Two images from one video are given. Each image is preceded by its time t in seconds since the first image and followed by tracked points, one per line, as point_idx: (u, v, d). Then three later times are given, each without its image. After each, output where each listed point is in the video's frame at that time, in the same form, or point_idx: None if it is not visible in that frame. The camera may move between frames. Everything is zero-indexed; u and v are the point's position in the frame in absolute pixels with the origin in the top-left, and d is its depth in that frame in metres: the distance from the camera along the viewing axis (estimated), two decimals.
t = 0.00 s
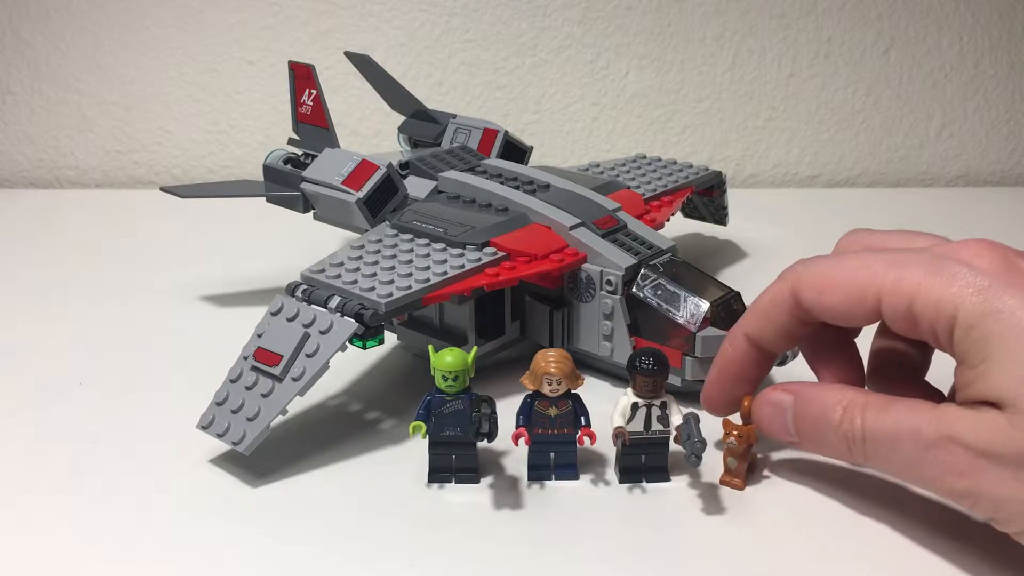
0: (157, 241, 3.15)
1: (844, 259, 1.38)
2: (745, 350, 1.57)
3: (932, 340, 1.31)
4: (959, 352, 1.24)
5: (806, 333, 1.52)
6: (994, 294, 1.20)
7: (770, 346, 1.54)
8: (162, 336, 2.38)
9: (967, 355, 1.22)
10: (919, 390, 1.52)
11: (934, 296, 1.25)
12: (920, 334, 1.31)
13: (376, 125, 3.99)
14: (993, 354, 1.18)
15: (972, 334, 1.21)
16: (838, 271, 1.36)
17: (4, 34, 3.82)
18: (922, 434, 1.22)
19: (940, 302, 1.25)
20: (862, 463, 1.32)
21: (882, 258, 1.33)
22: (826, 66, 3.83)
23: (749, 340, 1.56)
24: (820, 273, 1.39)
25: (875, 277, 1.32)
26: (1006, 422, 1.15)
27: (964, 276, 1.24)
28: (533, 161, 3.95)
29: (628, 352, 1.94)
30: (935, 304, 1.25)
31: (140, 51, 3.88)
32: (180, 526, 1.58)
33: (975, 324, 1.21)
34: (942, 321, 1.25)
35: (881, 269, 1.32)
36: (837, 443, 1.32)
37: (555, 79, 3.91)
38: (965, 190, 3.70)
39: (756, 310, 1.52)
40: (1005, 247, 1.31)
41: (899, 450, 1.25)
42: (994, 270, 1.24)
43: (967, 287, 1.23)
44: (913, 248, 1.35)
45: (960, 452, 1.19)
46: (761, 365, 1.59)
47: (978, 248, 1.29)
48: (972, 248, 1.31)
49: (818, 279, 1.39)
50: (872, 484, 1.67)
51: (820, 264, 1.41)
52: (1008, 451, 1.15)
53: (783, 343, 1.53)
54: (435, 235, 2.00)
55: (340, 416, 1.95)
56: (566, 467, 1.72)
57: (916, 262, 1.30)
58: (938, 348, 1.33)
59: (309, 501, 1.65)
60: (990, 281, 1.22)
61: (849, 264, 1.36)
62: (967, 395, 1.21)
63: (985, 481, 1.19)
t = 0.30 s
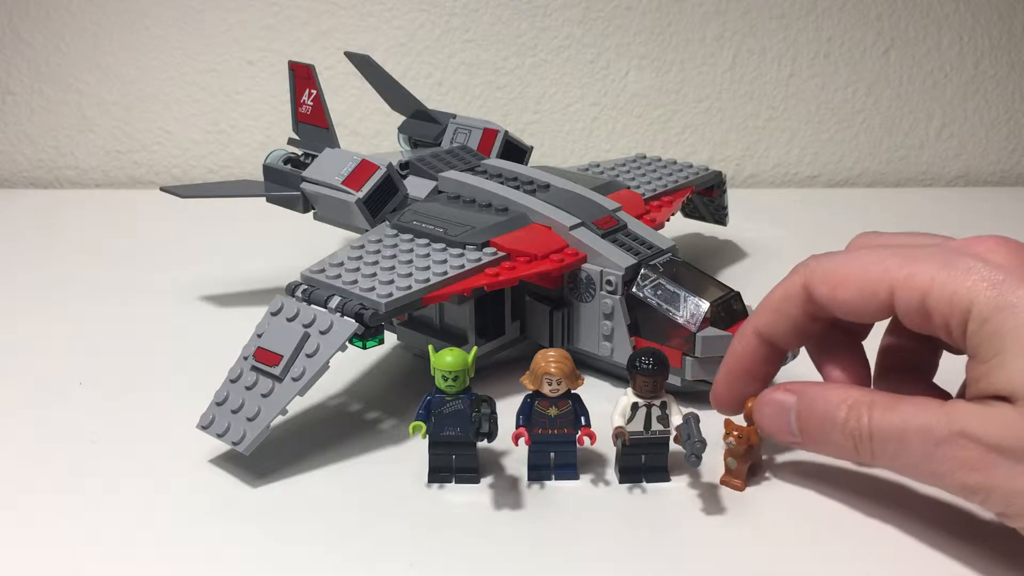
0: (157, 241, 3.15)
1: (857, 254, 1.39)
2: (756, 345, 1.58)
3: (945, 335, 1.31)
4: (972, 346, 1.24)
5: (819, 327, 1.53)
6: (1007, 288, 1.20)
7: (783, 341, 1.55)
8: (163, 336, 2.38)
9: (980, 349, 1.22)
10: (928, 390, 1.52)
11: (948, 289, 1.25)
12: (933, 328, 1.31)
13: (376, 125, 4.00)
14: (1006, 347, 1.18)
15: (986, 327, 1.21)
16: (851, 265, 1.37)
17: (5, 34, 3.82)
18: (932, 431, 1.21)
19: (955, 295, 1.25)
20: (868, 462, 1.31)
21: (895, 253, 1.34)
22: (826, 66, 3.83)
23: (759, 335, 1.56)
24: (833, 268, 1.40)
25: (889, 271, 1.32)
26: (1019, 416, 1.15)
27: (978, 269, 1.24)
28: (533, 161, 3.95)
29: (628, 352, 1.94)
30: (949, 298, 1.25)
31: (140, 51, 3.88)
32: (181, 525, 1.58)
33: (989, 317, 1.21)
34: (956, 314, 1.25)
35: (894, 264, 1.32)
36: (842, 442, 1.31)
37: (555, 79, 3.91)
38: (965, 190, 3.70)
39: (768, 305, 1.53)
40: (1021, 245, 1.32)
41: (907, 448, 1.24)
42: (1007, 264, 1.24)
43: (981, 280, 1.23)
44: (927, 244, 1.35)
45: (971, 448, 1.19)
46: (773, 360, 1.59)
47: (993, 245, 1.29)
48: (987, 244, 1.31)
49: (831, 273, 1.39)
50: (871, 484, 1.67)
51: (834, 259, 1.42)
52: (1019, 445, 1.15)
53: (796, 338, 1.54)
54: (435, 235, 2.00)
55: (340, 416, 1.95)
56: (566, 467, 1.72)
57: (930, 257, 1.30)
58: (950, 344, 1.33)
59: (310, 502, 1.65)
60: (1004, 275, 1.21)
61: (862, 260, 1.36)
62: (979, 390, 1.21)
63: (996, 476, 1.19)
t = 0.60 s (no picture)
0: (157, 241, 3.15)
1: (863, 251, 1.39)
2: (764, 346, 1.60)
3: (951, 334, 1.31)
4: (975, 344, 1.24)
5: (825, 327, 1.54)
6: (1012, 287, 1.20)
7: (791, 342, 1.57)
8: (162, 336, 2.38)
9: (983, 348, 1.22)
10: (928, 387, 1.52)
11: (953, 288, 1.26)
12: (939, 327, 1.32)
13: (376, 125, 4.00)
14: (1009, 344, 1.18)
15: (989, 325, 1.21)
16: (857, 264, 1.37)
17: (5, 34, 3.82)
18: (932, 429, 1.22)
19: (960, 294, 1.25)
20: (869, 460, 1.32)
21: (901, 251, 1.34)
22: (826, 66, 3.83)
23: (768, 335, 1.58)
24: (838, 265, 1.40)
25: (894, 270, 1.32)
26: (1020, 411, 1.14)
27: (984, 268, 1.24)
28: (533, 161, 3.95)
29: (628, 352, 1.94)
30: (954, 296, 1.25)
31: (140, 51, 3.88)
32: (181, 526, 1.58)
33: (993, 315, 1.20)
34: (960, 313, 1.25)
35: (899, 262, 1.32)
36: (844, 439, 1.32)
37: (555, 79, 3.91)
38: (965, 190, 3.70)
39: (776, 305, 1.54)
40: None
41: (908, 446, 1.25)
42: (1013, 263, 1.24)
43: (986, 279, 1.23)
44: (933, 243, 1.36)
45: (972, 445, 1.18)
46: (782, 361, 1.61)
47: (999, 245, 1.29)
48: (993, 243, 1.31)
49: (836, 271, 1.40)
50: (871, 484, 1.67)
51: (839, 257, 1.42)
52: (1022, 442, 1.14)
53: (802, 339, 1.56)
54: (435, 235, 2.00)
55: (340, 416, 1.95)
56: (566, 467, 1.72)
57: (935, 255, 1.30)
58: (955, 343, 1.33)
59: (310, 502, 1.64)
60: (1010, 274, 1.22)
61: (868, 258, 1.37)
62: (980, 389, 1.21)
63: (998, 474, 1.17)
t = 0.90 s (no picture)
0: (157, 241, 3.15)
1: (856, 253, 1.40)
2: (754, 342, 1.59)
3: (942, 337, 1.31)
4: (967, 346, 1.24)
5: (814, 327, 1.53)
6: (1004, 290, 1.20)
7: (779, 339, 1.56)
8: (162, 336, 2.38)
9: (975, 350, 1.22)
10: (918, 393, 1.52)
11: (945, 290, 1.26)
12: (930, 329, 1.32)
13: (376, 125, 4.00)
14: (1000, 346, 1.17)
15: (981, 327, 1.21)
16: (850, 265, 1.38)
17: (5, 34, 3.82)
18: (922, 435, 1.21)
19: (951, 295, 1.25)
20: (860, 468, 1.31)
21: (894, 253, 1.34)
22: (825, 66, 3.83)
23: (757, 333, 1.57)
24: (831, 266, 1.40)
25: (887, 272, 1.33)
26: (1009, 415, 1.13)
27: (976, 271, 1.25)
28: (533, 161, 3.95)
29: (628, 352, 1.94)
30: (946, 298, 1.26)
31: (140, 51, 3.88)
32: (181, 526, 1.58)
33: (985, 318, 1.21)
34: (952, 316, 1.26)
35: (892, 263, 1.33)
36: (833, 447, 1.31)
37: (555, 79, 3.91)
38: (966, 190, 3.70)
39: (768, 302, 1.54)
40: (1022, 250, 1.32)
41: (897, 452, 1.24)
42: (1006, 267, 1.24)
43: (978, 282, 1.23)
44: (926, 245, 1.36)
45: (963, 450, 1.18)
46: (770, 359, 1.60)
47: (993, 248, 1.29)
48: (986, 246, 1.32)
49: (830, 272, 1.40)
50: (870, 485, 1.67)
51: (833, 258, 1.43)
52: (1011, 446, 1.13)
53: (792, 338, 1.55)
54: (435, 235, 2.00)
55: (340, 416, 1.95)
56: (566, 467, 1.72)
57: (929, 257, 1.31)
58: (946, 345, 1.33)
59: (310, 501, 1.65)
60: (1002, 277, 1.22)
61: (861, 259, 1.37)
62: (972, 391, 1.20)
63: (989, 479, 1.17)
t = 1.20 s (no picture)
0: (157, 241, 3.15)
1: (851, 258, 1.39)
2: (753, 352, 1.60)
3: (939, 342, 1.31)
4: (964, 353, 1.24)
5: (812, 334, 1.54)
6: (1000, 295, 1.20)
7: (777, 347, 1.57)
8: (162, 336, 2.38)
9: (971, 356, 1.22)
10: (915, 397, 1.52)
11: (940, 295, 1.26)
12: (927, 334, 1.31)
13: (376, 125, 4.00)
14: (998, 352, 1.18)
15: (977, 333, 1.21)
16: (845, 270, 1.37)
17: (4, 34, 3.82)
18: (917, 439, 1.21)
19: (946, 301, 1.25)
20: (856, 472, 1.32)
21: (889, 258, 1.34)
22: (825, 66, 3.83)
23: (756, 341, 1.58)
24: (826, 272, 1.40)
25: (882, 277, 1.32)
26: (1006, 422, 1.14)
27: (971, 276, 1.24)
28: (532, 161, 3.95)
29: (628, 352, 1.94)
30: (941, 304, 1.25)
31: (139, 51, 3.88)
32: (181, 525, 1.58)
33: (981, 323, 1.20)
34: (948, 321, 1.25)
35: (887, 269, 1.32)
36: (829, 451, 1.32)
37: (555, 79, 3.91)
38: (965, 190, 3.70)
39: (766, 310, 1.54)
40: (1016, 253, 1.32)
41: (892, 457, 1.24)
42: (1000, 271, 1.24)
43: (973, 287, 1.23)
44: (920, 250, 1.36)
45: (959, 455, 1.18)
46: (770, 368, 1.60)
47: (987, 254, 1.29)
48: (981, 251, 1.31)
49: (825, 278, 1.40)
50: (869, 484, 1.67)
51: (828, 264, 1.42)
52: (1007, 453, 1.14)
53: (789, 345, 1.56)
54: (435, 235, 2.00)
55: (340, 416, 1.95)
56: (566, 467, 1.72)
57: (923, 262, 1.30)
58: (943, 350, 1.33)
59: (309, 501, 1.65)
60: (997, 282, 1.22)
61: (855, 265, 1.37)
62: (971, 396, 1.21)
63: (986, 483, 1.18)
